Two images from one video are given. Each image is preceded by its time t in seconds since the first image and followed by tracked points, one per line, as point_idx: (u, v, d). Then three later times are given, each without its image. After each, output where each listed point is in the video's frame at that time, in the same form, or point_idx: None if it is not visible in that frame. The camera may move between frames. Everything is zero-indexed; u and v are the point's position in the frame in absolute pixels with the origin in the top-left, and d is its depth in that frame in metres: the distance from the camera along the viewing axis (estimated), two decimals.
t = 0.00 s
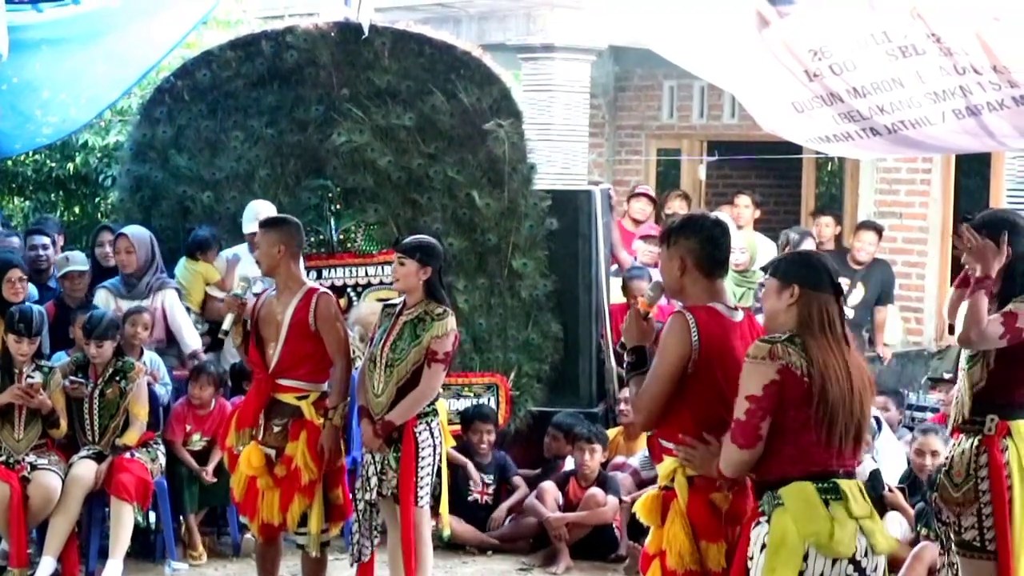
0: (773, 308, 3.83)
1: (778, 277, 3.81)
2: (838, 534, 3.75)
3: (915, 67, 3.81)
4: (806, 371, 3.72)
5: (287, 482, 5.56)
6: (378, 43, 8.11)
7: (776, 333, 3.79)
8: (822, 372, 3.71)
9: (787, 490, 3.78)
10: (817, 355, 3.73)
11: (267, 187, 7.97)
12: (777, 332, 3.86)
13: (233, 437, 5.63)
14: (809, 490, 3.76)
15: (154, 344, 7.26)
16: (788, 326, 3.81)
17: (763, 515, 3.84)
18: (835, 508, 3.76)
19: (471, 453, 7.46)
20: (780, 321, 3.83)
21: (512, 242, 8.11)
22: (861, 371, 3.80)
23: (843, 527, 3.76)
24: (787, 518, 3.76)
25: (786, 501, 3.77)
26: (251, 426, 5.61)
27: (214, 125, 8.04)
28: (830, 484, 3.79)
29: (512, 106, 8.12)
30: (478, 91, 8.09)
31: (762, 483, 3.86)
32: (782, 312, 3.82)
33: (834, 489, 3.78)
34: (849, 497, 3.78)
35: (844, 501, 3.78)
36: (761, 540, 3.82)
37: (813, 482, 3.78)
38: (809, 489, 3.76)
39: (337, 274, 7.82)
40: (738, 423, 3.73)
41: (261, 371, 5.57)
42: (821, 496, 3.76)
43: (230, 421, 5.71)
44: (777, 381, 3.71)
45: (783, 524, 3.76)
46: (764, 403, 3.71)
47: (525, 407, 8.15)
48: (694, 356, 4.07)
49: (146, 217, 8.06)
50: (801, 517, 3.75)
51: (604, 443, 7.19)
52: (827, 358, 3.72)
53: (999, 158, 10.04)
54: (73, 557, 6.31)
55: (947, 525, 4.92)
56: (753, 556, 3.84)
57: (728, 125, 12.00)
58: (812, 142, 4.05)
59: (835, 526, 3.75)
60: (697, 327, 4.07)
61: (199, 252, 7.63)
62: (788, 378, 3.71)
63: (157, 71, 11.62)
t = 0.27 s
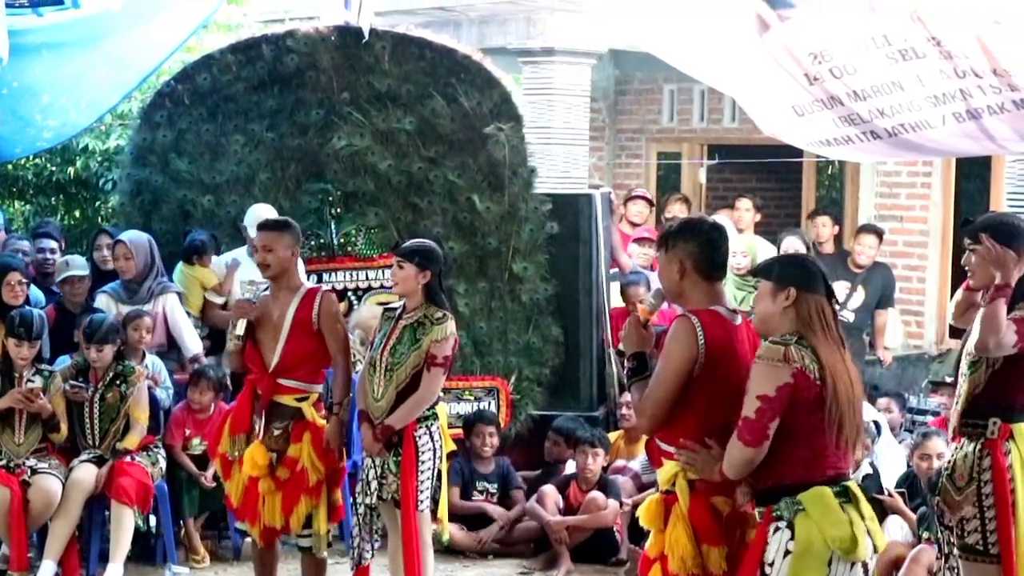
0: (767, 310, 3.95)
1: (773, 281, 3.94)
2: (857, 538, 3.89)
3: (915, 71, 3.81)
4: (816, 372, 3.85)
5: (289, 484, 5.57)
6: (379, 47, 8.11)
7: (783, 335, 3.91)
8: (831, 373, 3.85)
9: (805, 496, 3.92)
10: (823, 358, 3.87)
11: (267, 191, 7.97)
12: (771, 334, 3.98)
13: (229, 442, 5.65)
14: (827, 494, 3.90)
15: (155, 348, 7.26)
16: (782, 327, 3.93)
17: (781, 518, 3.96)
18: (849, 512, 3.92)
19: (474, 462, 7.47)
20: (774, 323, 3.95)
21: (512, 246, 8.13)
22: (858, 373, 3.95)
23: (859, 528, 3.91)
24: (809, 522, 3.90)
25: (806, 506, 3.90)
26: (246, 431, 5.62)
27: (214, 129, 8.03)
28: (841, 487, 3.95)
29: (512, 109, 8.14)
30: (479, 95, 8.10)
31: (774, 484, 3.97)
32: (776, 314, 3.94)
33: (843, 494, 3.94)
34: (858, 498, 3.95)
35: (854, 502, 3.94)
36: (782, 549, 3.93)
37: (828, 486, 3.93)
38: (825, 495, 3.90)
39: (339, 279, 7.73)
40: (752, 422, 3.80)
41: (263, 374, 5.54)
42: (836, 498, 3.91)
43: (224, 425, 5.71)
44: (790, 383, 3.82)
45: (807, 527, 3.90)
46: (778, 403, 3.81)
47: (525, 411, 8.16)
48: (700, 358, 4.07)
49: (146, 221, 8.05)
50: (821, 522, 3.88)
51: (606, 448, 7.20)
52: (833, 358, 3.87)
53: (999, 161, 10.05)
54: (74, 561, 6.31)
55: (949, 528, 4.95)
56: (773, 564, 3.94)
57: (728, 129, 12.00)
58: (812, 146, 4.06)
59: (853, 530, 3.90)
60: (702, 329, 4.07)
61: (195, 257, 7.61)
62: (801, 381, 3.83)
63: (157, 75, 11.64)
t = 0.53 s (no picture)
0: (789, 318, 3.95)
1: (789, 290, 3.94)
2: (898, 535, 3.93)
3: (925, 74, 3.82)
4: (844, 379, 3.86)
5: (305, 484, 5.58)
6: (388, 50, 8.11)
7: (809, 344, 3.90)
8: (858, 380, 3.88)
9: (846, 494, 3.92)
10: (849, 364, 3.88)
11: (277, 194, 7.98)
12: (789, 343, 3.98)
13: (234, 450, 5.58)
14: (867, 493, 3.93)
15: (164, 352, 7.26)
16: (802, 336, 3.94)
17: (822, 519, 3.95)
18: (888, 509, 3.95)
19: (482, 474, 7.41)
20: (794, 331, 3.95)
21: (522, 249, 8.12)
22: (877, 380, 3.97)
23: (897, 525, 3.96)
24: (855, 520, 3.90)
25: (850, 504, 3.91)
26: (252, 437, 5.56)
27: (224, 133, 8.02)
28: (875, 486, 3.98)
29: (522, 113, 8.13)
30: (488, 98, 8.09)
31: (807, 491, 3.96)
32: (797, 322, 3.95)
33: (878, 493, 3.97)
34: (890, 495, 4.00)
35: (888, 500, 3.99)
36: (829, 547, 3.94)
37: (866, 485, 3.95)
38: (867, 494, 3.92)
39: (348, 282, 7.77)
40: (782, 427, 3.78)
41: (270, 377, 5.49)
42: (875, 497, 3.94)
43: (225, 432, 5.65)
44: (820, 391, 3.81)
45: (853, 526, 3.90)
46: (808, 409, 3.80)
47: (535, 415, 8.15)
48: (707, 362, 4.05)
49: (156, 225, 8.02)
50: (865, 521, 3.90)
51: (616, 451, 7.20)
52: (858, 364, 3.89)
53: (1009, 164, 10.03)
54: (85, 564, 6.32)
55: (963, 531, 4.92)
56: (818, 562, 3.95)
57: (737, 132, 11.98)
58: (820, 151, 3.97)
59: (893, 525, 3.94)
60: (710, 333, 4.05)
61: (197, 261, 7.57)
62: (832, 390, 3.82)
63: (167, 79, 11.64)
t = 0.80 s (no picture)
0: (817, 336, 3.74)
1: (812, 309, 3.72)
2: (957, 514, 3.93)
3: (928, 78, 3.84)
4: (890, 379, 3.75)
5: (315, 483, 5.60)
6: (391, 54, 8.13)
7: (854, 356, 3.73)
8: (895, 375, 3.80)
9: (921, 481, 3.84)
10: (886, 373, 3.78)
11: (281, 197, 8.02)
12: (812, 360, 3.79)
13: (240, 455, 5.55)
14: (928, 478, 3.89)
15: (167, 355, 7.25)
16: (828, 351, 3.77)
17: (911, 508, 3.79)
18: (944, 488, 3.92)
19: (484, 477, 7.43)
20: (820, 347, 3.76)
21: (524, 252, 8.09)
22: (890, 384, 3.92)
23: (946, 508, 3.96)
24: (935, 503, 3.83)
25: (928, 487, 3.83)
26: (257, 440, 5.54)
27: (228, 136, 8.06)
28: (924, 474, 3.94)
29: (525, 116, 8.07)
30: (491, 102, 8.08)
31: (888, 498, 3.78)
32: (823, 338, 3.75)
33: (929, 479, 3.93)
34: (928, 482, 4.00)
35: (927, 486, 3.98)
36: (920, 533, 3.79)
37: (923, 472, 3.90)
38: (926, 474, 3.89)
39: (352, 285, 7.82)
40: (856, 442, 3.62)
41: (275, 382, 5.48)
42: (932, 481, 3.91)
43: (223, 438, 5.60)
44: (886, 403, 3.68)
45: (935, 508, 3.83)
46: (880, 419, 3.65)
47: (537, 417, 8.16)
48: (703, 364, 4.05)
49: (160, 227, 8.01)
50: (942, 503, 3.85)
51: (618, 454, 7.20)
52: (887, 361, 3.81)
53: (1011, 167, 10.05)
54: (88, 566, 6.33)
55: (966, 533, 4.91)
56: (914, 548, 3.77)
57: (740, 135, 12.00)
58: (823, 153, 3.99)
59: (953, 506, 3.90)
60: (705, 335, 4.05)
61: (197, 263, 7.58)
62: (892, 393, 3.71)
63: (171, 83, 11.67)
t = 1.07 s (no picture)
0: (842, 349, 3.67)
1: (837, 320, 3.67)
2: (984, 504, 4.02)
3: (929, 79, 3.80)
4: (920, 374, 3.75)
5: (322, 484, 5.60)
6: (392, 55, 8.13)
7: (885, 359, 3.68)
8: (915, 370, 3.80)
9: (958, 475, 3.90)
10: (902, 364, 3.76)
11: (281, 199, 8.01)
12: (836, 373, 3.72)
13: (246, 458, 5.51)
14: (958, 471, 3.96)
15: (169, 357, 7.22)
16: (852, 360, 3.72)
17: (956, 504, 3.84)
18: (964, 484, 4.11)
19: (485, 480, 7.41)
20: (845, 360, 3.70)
21: (526, 254, 8.11)
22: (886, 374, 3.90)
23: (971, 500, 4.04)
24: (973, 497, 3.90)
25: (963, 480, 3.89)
26: (262, 443, 5.51)
27: (229, 138, 8.04)
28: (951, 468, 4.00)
29: (525, 117, 8.11)
30: (492, 103, 8.09)
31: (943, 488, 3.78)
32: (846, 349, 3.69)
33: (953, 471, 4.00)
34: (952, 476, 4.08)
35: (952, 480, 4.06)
36: (970, 526, 3.85)
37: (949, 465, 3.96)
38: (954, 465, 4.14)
39: (352, 287, 7.90)
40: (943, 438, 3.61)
41: (281, 387, 5.45)
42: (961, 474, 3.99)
43: (228, 442, 5.55)
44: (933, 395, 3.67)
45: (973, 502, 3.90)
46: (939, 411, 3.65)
47: (539, 419, 8.16)
48: (700, 365, 4.04)
49: (161, 230, 8.00)
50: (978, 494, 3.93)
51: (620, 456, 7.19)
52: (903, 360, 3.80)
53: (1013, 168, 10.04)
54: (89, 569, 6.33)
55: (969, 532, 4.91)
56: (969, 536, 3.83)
57: (741, 137, 11.99)
58: (825, 154, 4.02)
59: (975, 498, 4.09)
60: (703, 336, 4.05)
61: (197, 266, 7.57)
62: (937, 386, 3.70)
63: (172, 85, 11.68)
